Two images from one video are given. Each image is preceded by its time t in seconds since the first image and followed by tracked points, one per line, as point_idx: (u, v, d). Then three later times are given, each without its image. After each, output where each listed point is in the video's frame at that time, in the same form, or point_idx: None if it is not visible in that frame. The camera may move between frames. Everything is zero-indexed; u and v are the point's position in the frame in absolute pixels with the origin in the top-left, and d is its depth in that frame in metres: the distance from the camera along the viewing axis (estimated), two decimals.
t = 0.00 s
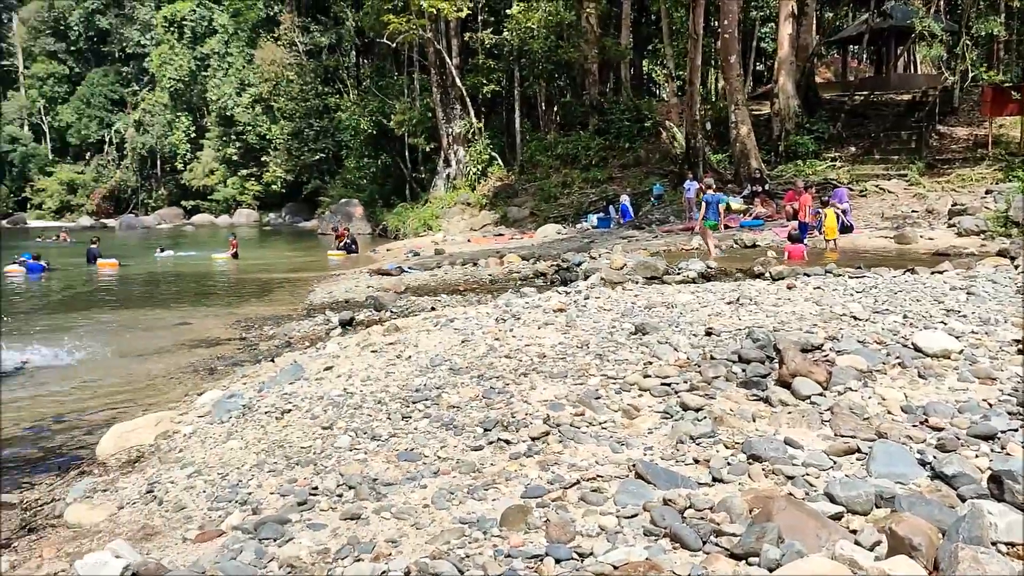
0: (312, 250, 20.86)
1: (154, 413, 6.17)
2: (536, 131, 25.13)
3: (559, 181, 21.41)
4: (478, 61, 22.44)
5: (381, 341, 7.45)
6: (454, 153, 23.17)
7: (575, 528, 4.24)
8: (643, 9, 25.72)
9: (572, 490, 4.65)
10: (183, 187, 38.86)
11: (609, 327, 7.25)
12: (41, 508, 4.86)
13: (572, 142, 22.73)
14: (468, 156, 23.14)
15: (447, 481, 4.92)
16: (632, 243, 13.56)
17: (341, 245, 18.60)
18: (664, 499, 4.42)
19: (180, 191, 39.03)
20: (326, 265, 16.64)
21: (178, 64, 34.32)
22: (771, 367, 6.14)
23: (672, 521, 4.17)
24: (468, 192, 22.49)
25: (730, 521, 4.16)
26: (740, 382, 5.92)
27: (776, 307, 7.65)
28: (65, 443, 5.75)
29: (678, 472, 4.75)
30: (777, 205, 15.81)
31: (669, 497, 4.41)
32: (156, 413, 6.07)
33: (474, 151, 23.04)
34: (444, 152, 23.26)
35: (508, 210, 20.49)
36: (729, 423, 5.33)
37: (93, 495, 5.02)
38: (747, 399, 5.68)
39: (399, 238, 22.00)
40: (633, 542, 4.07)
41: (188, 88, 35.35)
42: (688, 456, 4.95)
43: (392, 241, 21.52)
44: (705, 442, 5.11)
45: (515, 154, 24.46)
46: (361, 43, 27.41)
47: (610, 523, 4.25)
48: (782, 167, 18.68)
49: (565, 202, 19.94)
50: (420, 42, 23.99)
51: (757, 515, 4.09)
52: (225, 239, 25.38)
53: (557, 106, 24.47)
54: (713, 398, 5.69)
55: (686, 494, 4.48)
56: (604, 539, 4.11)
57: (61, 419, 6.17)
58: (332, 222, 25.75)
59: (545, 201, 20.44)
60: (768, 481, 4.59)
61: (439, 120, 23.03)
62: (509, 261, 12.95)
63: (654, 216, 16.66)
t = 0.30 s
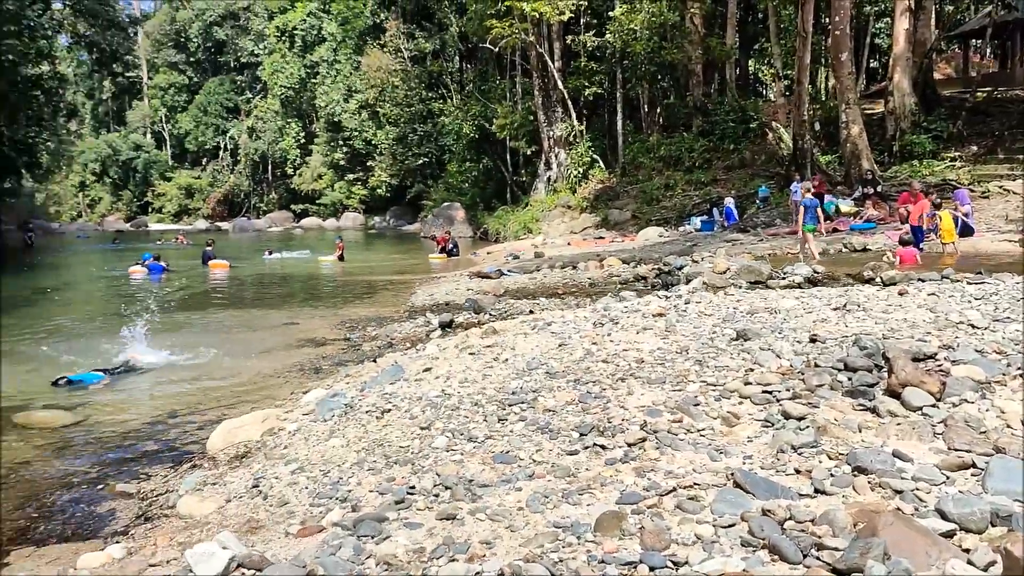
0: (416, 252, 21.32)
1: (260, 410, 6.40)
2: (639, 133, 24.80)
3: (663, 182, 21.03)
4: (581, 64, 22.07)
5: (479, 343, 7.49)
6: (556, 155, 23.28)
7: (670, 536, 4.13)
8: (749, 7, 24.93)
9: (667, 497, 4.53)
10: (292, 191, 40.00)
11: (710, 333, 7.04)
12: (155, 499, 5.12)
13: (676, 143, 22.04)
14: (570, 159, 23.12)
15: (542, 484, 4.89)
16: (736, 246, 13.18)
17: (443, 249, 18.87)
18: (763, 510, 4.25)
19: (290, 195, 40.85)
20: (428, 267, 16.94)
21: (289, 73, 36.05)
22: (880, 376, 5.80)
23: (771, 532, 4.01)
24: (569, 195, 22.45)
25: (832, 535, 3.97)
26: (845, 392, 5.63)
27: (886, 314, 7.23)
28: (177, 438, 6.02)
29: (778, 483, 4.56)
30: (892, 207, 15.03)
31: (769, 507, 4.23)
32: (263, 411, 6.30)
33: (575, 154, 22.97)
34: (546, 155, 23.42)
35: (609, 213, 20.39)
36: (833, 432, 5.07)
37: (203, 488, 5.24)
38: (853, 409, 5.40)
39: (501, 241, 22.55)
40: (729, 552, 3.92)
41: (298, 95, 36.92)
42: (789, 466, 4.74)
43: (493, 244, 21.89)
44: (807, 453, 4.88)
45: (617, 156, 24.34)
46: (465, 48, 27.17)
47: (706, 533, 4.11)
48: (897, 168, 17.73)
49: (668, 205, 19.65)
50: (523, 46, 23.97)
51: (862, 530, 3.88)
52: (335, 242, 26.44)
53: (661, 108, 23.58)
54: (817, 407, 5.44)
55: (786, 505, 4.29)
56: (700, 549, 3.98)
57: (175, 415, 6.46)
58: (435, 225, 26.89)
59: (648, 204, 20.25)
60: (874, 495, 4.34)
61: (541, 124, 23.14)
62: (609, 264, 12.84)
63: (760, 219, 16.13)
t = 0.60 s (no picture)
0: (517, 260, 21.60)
1: (370, 415, 6.53)
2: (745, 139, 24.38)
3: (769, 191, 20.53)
4: (685, 70, 21.94)
5: (582, 353, 7.46)
6: (660, 163, 22.97)
7: (778, 555, 3.98)
8: (863, 8, 23.88)
9: (775, 516, 4.37)
10: (400, 199, 42.07)
11: (819, 347, 6.78)
12: (270, 499, 5.30)
13: (784, 149, 21.37)
14: (674, 166, 22.78)
15: (646, 498, 4.80)
16: (848, 255, 12.75)
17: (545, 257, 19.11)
18: (877, 532, 4.05)
19: (397, 204, 42.37)
20: (531, 275, 17.14)
21: (396, 83, 37.63)
22: (1002, 396, 5.40)
23: (885, 557, 3.82)
24: (673, 203, 22.27)
25: (951, 562, 3.76)
26: (965, 411, 5.28)
27: (1012, 330, 6.76)
28: (291, 441, 6.21)
29: (893, 505, 4.33)
30: (1017, 215, 14.19)
31: (882, 530, 4.04)
32: (372, 416, 6.42)
33: (680, 160, 22.61)
34: (650, 162, 23.18)
35: (715, 220, 20.19)
36: (952, 454, 4.77)
37: (315, 490, 5.38)
38: (974, 429, 5.05)
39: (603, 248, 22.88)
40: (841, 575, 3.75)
41: (405, 106, 38.51)
42: (904, 488, 4.50)
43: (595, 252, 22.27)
44: (923, 474, 4.60)
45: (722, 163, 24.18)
46: (569, 56, 27.33)
47: (815, 553, 3.95)
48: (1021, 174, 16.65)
49: (776, 212, 19.20)
50: (629, 55, 24.09)
51: (983, 558, 3.65)
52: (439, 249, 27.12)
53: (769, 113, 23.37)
54: (934, 427, 5.12)
55: (901, 529, 4.07)
56: (809, 570, 3.82)
57: (289, 418, 6.67)
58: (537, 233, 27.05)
59: (754, 211, 19.81)
60: (997, 522, 4.07)
61: (645, 131, 22.94)
62: (714, 274, 12.64)
63: (873, 227, 15.46)
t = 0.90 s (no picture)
0: (618, 267, 21.63)
1: (476, 420, 6.57)
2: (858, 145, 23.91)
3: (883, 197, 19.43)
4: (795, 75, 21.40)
5: (689, 363, 7.36)
6: (767, 169, 22.74)
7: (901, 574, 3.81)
8: (987, 7, 22.59)
9: (895, 534, 4.20)
10: (501, 206, 42.97)
11: (942, 361, 6.49)
12: (382, 499, 5.41)
13: (900, 155, 20.19)
14: (782, 172, 22.21)
15: (758, 510, 4.67)
16: (968, 265, 12.24)
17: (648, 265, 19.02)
18: (1008, 556, 3.83)
19: (497, 211, 43.67)
20: (634, 282, 17.20)
21: (499, 92, 38.86)
22: None
23: None
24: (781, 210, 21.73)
25: None
26: None
27: None
28: (401, 442, 6.31)
29: None
30: None
31: (1013, 553, 3.82)
32: (480, 421, 6.47)
33: (787, 167, 21.95)
34: (756, 169, 22.97)
35: (824, 227, 19.78)
36: None
37: (425, 492, 5.45)
38: None
39: (707, 255, 23.26)
40: None
41: (507, 114, 39.63)
42: None
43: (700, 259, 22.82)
44: None
45: (832, 170, 23.94)
46: (672, 62, 27.36)
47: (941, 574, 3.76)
48: None
49: (889, 220, 18.52)
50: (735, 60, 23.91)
51: None
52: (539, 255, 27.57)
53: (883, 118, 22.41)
54: None
55: None
56: None
57: (398, 419, 6.78)
58: (639, 240, 28.11)
59: (866, 219, 19.12)
60: None
61: (752, 138, 22.62)
62: (823, 283, 12.35)
63: (995, 237, 14.69)
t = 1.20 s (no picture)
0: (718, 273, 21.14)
1: (578, 423, 6.56)
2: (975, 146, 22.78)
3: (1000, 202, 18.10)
4: (904, 74, 20.40)
5: (796, 370, 7.18)
6: (874, 172, 22.13)
7: None
8: None
9: None
10: (597, 210, 43.31)
11: None
12: (486, 500, 5.47)
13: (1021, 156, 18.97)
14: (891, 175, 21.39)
15: (873, 522, 4.49)
16: None
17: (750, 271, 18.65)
18: None
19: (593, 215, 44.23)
20: (734, 287, 17.10)
21: (597, 95, 39.09)
22: None
23: None
24: (890, 216, 21.31)
25: None
26: None
27: None
28: (502, 442, 6.35)
29: None
30: None
31: None
32: (582, 424, 6.45)
33: (896, 170, 21.07)
34: (863, 172, 22.42)
35: (936, 232, 19.03)
36: None
37: (529, 493, 5.48)
38: None
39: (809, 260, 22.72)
40: None
41: (604, 117, 39.84)
42: None
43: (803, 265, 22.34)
44: None
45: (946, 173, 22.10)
46: (773, 62, 27.66)
47: None
48: None
49: (1008, 224, 17.50)
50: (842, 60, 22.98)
51: None
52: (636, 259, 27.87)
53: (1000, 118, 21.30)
54: None
55: None
56: None
57: (498, 421, 6.82)
58: (739, 245, 27.06)
59: (985, 223, 17.98)
60: None
61: (859, 139, 22.12)
62: (937, 290, 11.92)
63: None
